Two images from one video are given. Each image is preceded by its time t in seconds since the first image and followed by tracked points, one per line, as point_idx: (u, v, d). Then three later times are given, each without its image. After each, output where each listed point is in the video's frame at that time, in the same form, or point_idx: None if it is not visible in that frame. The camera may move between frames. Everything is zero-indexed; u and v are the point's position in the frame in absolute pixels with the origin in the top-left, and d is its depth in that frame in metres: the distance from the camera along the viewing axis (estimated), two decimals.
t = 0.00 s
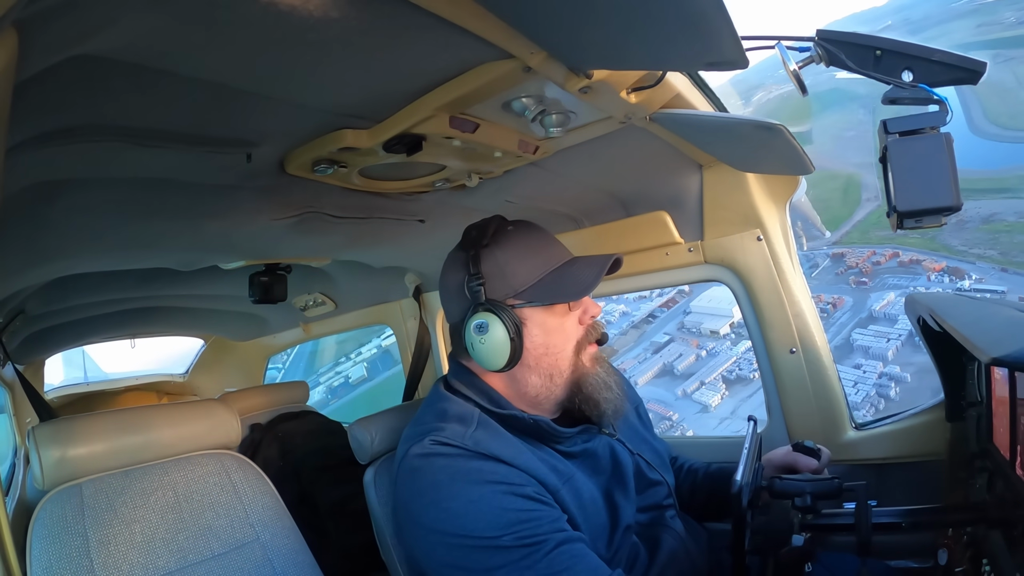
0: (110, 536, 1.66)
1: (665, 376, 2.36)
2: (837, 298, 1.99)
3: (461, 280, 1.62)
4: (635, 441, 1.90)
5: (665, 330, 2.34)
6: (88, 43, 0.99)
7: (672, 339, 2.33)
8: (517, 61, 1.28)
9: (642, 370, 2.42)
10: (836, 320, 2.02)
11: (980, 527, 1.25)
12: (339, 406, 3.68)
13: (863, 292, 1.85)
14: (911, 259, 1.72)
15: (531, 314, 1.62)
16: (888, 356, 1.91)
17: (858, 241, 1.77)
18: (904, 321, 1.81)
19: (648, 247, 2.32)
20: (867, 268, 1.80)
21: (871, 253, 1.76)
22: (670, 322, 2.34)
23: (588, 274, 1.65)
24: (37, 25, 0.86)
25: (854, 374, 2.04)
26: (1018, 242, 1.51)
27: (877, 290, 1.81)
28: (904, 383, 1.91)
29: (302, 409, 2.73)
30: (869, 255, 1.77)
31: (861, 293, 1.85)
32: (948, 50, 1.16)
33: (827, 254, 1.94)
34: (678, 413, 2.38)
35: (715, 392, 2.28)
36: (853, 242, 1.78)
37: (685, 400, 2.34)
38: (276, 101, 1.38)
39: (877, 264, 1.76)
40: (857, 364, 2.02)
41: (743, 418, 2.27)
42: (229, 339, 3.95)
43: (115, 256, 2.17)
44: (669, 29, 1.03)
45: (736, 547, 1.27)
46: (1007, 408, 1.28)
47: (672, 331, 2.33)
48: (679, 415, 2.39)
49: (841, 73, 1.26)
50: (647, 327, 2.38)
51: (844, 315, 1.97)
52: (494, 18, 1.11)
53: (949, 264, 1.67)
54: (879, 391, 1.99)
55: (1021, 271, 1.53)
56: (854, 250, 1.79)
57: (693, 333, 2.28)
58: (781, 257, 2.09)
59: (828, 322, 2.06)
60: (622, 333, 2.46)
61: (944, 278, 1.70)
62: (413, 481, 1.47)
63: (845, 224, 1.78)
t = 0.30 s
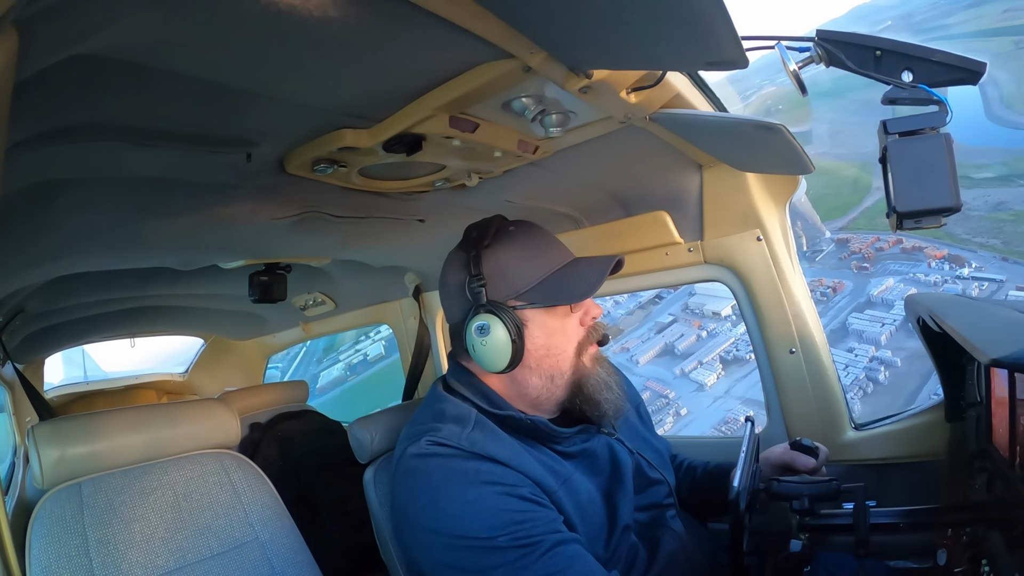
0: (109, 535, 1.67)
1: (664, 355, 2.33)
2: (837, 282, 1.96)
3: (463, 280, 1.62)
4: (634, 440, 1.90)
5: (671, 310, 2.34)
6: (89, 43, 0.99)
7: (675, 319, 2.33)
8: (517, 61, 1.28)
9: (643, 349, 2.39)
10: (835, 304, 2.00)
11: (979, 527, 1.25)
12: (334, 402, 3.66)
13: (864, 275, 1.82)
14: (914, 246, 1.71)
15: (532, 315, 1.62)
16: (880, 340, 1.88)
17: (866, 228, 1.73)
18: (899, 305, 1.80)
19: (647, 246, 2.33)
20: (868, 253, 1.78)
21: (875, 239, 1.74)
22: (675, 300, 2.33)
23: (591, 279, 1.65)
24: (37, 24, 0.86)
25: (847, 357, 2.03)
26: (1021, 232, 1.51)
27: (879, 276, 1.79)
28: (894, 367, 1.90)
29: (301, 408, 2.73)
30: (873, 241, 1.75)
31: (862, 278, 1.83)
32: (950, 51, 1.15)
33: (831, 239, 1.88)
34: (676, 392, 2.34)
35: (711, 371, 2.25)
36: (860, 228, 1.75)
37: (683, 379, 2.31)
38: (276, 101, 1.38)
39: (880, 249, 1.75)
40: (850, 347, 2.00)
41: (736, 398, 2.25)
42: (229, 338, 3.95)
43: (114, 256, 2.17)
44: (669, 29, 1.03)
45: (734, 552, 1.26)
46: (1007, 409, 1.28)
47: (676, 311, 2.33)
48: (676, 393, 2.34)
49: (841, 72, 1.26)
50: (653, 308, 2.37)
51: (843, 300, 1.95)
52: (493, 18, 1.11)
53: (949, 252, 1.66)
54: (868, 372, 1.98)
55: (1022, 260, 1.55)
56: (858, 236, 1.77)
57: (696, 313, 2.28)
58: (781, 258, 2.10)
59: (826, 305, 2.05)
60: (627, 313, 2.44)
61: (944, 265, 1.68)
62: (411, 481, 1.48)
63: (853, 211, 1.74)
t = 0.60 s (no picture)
0: (109, 535, 1.66)
1: (669, 334, 2.33)
2: (840, 266, 1.89)
3: (458, 281, 1.61)
4: (632, 441, 1.90)
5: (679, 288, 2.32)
6: (89, 42, 0.99)
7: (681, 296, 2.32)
8: (517, 61, 1.28)
9: (648, 327, 2.38)
10: (837, 287, 1.95)
11: (978, 528, 1.25)
12: (330, 394, 3.65)
13: (868, 259, 1.75)
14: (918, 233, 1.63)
15: (528, 317, 1.62)
16: (875, 323, 1.85)
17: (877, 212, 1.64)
18: (898, 289, 1.77)
19: (647, 247, 2.33)
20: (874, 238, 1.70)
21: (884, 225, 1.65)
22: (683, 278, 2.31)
23: (589, 278, 1.65)
24: (38, 23, 0.86)
25: (841, 339, 2.02)
26: None
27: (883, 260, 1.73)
28: (887, 350, 1.86)
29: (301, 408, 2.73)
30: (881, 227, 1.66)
31: (866, 262, 1.76)
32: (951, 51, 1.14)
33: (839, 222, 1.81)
34: (676, 369, 2.30)
35: (710, 349, 2.24)
36: (870, 213, 1.66)
37: (684, 356, 2.27)
38: (277, 101, 1.38)
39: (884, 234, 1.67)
40: (845, 329, 1.99)
41: (733, 375, 2.23)
42: (229, 338, 3.95)
43: (114, 255, 2.17)
44: (670, 29, 1.03)
45: (726, 555, 1.26)
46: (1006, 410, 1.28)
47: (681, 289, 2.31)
48: (676, 370, 2.31)
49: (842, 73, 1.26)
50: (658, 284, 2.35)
51: (845, 283, 1.90)
52: (494, 18, 1.12)
53: (953, 239, 1.59)
54: (861, 355, 1.95)
55: None
56: (866, 221, 1.70)
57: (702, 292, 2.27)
58: (781, 258, 2.10)
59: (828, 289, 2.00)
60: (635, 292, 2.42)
61: (946, 252, 1.64)
62: (410, 485, 1.47)
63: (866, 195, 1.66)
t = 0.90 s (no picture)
0: (109, 536, 1.66)
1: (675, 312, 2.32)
2: (845, 249, 1.84)
3: (455, 284, 1.61)
4: (630, 444, 1.90)
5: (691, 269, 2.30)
6: (89, 42, 0.99)
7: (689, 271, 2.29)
8: (517, 61, 1.27)
9: (655, 305, 2.36)
10: (843, 271, 1.89)
11: (978, 527, 1.25)
12: (334, 381, 3.66)
13: (874, 244, 1.73)
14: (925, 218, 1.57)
15: (527, 321, 1.62)
16: (873, 307, 1.83)
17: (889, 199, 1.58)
18: (900, 274, 1.75)
19: (647, 246, 2.33)
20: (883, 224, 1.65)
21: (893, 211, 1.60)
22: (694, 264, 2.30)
23: (586, 283, 1.65)
24: (38, 23, 0.86)
25: (838, 321, 2.00)
26: None
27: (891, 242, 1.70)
28: (881, 333, 1.85)
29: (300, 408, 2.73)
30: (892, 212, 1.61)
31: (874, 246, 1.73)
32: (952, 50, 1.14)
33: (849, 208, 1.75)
34: (677, 345, 2.26)
35: (712, 327, 2.24)
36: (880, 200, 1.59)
37: (686, 333, 2.27)
38: (277, 101, 1.38)
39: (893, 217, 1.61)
40: (844, 311, 1.97)
41: (731, 353, 2.22)
42: (228, 339, 3.89)
43: (114, 255, 2.17)
44: (670, 28, 1.03)
45: (726, 557, 1.26)
46: (1006, 408, 1.28)
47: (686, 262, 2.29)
48: (678, 346, 2.26)
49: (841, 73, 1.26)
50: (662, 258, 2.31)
51: (849, 266, 1.85)
52: (494, 18, 1.12)
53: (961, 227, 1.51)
54: (855, 336, 1.95)
55: None
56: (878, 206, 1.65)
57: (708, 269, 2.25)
58: (781, 258, 2.10)
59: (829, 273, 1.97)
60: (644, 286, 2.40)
61: (952, 240, 1.59)
62: (408, 490, 1.47)
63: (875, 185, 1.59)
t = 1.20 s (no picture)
0: (109, 536, 1.66)
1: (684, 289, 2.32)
2: (851, 233, 1.81)
3: (461, 286, 1.60)
4: (630, 447, 1.90)
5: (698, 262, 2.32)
6: (88, 43, 0.99)
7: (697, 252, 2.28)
8: (517, 61, 1.27)
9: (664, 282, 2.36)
10: (848, 255, 1.85)
11: (978, 527, 1.25)
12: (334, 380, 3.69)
13: (882, 230, 1.70)
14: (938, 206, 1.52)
15: (534, 321, 1.61)
16: (872, 291, 1.82)
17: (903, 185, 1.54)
18: (902, 259, 1.73)
19: (647, 247, 2.33)
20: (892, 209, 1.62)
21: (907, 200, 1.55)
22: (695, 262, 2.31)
23: (595, 281, 1.67)
24: (36, 23, 0.86)
25: (837, 303, 1.99)
26: None
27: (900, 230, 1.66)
28: (877, 317, 1.85)
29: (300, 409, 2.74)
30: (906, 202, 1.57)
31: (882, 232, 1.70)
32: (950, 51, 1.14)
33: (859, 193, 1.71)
34: (682, 322, 2.28)
35: (716, 305, 2.23)
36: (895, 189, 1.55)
37: (691, 311, 2.27)
38: (276, 101, 1.38)
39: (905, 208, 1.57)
40: (844, 294, 1.95)
41: (733, 331, 2.22)
42: (228, 339, 3.84)
43: (113, 256, 2.16)
44: (669, 28, 1.03)
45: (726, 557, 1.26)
46: (1005, 409, 1.28)
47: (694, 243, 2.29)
48: (683, 323, 2.28)
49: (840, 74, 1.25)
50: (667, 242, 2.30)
51: (854, 251, 1.82)
52: (493, 18, 1.11)
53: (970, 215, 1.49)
54: (850, 319, 1.95)
55: None
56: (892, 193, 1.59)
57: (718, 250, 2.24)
58: (780, 259, 2.10)
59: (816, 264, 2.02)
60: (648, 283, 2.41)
61: (958, 228, 1.55)
62: (408, 490, 1.47)
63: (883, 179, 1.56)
